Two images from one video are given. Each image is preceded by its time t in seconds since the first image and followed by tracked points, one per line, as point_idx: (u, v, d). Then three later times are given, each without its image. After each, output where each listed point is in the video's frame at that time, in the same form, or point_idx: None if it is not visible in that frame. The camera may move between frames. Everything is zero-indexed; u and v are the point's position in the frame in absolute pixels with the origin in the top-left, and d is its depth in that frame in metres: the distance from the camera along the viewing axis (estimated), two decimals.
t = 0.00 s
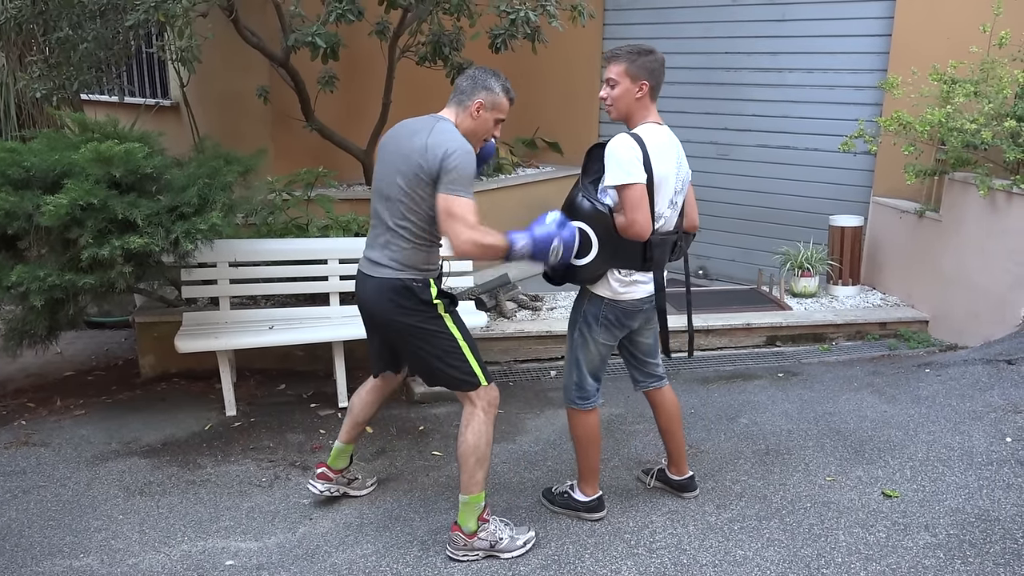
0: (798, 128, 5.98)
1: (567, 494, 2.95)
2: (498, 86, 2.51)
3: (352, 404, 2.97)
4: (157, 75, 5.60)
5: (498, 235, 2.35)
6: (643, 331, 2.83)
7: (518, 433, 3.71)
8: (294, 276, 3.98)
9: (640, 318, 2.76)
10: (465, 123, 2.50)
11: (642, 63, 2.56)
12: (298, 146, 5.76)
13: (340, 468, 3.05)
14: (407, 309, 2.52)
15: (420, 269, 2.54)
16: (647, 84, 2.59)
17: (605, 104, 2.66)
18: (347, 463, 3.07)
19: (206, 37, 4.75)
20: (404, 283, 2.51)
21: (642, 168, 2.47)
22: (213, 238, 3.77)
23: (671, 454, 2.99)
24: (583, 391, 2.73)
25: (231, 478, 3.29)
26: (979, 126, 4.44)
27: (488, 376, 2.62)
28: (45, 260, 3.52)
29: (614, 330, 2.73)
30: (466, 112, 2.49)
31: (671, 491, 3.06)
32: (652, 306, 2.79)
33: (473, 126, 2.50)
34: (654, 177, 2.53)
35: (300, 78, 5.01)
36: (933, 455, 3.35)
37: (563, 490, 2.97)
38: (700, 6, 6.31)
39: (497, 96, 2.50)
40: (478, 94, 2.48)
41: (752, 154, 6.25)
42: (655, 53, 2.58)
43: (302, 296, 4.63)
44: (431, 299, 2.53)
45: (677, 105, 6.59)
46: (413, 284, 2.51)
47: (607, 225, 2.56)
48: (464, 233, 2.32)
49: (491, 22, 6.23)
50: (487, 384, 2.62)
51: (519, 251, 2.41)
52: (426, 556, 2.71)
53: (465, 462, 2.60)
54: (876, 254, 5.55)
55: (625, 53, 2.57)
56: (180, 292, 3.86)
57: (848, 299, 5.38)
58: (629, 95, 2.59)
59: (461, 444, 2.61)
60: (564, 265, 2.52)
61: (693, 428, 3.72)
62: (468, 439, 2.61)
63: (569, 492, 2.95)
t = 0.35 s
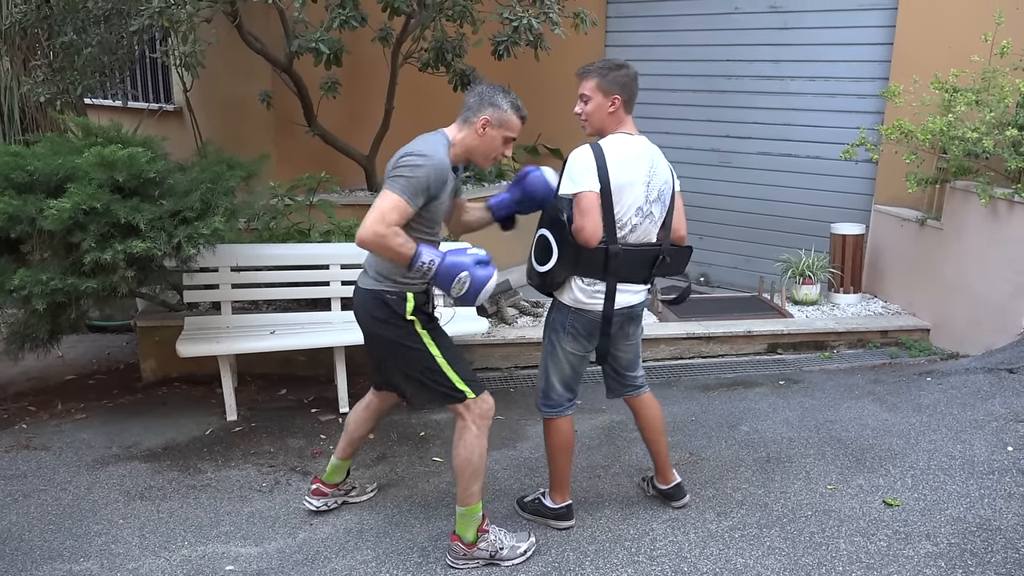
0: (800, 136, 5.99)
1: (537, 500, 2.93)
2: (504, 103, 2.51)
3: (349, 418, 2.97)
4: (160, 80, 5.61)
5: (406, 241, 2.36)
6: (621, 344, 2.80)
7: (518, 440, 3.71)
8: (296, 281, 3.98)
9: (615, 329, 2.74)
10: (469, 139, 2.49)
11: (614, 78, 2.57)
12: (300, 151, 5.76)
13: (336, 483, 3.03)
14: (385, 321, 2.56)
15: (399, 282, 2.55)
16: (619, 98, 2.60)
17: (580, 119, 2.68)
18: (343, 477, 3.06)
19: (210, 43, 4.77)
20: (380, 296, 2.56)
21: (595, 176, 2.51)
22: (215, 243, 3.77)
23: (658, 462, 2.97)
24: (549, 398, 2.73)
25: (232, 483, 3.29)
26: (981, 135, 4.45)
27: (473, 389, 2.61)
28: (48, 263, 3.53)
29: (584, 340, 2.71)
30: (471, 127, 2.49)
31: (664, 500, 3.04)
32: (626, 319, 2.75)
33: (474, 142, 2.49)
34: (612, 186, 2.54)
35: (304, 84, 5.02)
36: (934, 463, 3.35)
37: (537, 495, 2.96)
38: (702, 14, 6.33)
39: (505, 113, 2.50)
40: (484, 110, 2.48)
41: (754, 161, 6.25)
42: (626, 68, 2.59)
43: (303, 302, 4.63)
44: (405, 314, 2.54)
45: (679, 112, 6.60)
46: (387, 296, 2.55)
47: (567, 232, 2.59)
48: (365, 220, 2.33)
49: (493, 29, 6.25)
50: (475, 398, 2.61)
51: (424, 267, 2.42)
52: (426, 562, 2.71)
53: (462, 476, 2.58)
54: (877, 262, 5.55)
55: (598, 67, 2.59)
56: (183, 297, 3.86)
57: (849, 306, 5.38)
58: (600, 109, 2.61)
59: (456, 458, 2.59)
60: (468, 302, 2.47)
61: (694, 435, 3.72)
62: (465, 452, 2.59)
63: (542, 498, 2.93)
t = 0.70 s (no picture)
0: (804, 139, 5.99)
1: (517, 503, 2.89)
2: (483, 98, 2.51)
3: (295, 443, 2.68)
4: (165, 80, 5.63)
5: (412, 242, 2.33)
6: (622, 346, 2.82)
7: (520, 442, 3.71)
8: (299, 282, 3.98)
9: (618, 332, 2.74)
10: (449, 136, 2.48)
11: (605, 78, 2.56)
12: (305, 153, 5.76)
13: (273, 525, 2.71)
14: (376, 331, 2.47)
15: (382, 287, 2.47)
16: (611, 99, 2.59)
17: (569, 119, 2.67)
18: (279, 520, 2.74)
19: (215, 43, 4.78)
20: (365, 302, 2.46)
21: (603, 182, 2.49)
22: (219, 244, 3.77)
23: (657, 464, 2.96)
24: (538, 398, 2.73)
25: (234, 484, 3.29)
26: (985, 139, 4.45)
27: (462, 394, 2.54)
28: (52, 263, 3.53)
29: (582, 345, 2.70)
30: (452, 123, 2.47)
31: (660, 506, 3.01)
32: (628, 323, 2.76)
33: (456, 138, 2.48)
34: (617, 192, 2.54)
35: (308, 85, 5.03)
36: (938, 468, 3.34)
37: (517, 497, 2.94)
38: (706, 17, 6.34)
39: (484, 107, 2.49)
40: (463, 105, 2.47)
41: (758, 165, 6.25)
42: (617, 67, 2.59)
43: (305, 303, 4.63)
44: (392, 322, 2.46)
45: (682, 115, 6.60)
46: (373, 303, 2.46)
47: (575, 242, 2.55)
48: (372, 230, 2.29)
49: (498, 31, 6.26)
50: (464, 403, 2.55)
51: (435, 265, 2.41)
52: (428, 564, 2.71)
53: (459, 480, 2.56)
54: (880, 265, 5.55)
55: (588, 68, 2.57)
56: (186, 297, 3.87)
57: (852, 310, 5.38)
58: (592, 110, 2.61)
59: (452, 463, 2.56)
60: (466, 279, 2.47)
61: (697, 438, 3.72)
62: (461, 457, 2.55)
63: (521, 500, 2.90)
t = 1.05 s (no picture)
0: (807, 136, 5.98)
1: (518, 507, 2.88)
2: (484, 102, 2.52)
3: (326, 428, 2.71)
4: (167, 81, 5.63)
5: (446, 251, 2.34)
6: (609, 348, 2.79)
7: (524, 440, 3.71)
8: (302, 281, 3.99)
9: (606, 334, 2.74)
10: (451, 136, 2.48)
11: (584, 74, 2.54)
12: (307, 152, 5.77)
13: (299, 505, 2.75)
14: (392, 336, 2.43)
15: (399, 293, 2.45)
16: (591, 95, 2.56)
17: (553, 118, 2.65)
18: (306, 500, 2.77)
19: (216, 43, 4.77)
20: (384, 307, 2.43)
21: (580, 181, 2.47)
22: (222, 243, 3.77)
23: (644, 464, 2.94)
24: (538, 409, 2.70)
25: (238, 483, 3.30)
26: (989, 136, 4.44)
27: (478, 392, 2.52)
28: (56, 264, 3.54)
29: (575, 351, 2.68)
30: (454, 124, 2.47)
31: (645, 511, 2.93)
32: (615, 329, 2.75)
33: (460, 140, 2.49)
34: (596, 191, 2.51)
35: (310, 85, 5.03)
36: (942, 465, 3.33)
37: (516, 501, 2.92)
38: (708, 14, 6.33)
39: (485, 111, 2.51)
40: (465, 106, 2.48)
41: (760, 162, 6.25)
42: (597, 63, 2.57)
43: (309, 302, 4.64)
44: (413, 325, 2.43)
45: (685, 112, 6.59)
46: (393, 309, 2.42)
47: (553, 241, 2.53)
48: (423, 236, 2.28)
49: (500, 29, 6.25)
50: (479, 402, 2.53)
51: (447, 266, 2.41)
52: (432, 562, 2.72)
53: (470, 482, 2.54)
54: (884, 262, 5.53)
55: (568, 64, 2.56)
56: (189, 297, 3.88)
57: (856, 307, 5.37)
58: (572, 107, 2.58)
59: (463, 465, 2.55)
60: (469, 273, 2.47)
61: (700, 436, 3.72)
62: (469, 460, 2.54)
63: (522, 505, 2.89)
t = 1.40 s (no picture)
0: (812, 125, 5.95)
1: (557, 500, 2.82)
2: (499, 99, 2.48)
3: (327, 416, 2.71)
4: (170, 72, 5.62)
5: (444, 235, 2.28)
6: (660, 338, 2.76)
7: (529, 430, 3.72)
8: (305, 272, 3.99)
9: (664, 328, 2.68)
10: (464, 134, 2.45)
11: (616, 63, 2.46)
12: (310, 142, 5.77)
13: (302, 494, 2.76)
14: (402, 330, 2.40)
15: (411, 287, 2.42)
16: (626, 84, 2.48)
17: (587, 114, 2.54)
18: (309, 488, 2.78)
19: (219, 34, 4.76)
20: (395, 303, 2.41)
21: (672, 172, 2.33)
22: (226, 235, 3.78)
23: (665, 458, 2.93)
24: (578, 391, 2.62)
25: (244, 474, 3.31)
26: (995, 123, 4.41)
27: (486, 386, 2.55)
28: (60, 256, 3.54)
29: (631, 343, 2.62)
30: (467, 123, 2.44)
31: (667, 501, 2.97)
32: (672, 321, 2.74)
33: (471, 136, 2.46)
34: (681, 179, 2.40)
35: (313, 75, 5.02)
36: (947, 454, 3.33)
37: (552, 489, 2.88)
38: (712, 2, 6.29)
39: (499, 108, 2.45)
40: (479, 104, 2.43)
41: (764, 151, 6.23)
42: (627, 51, 2.49)
43: (313, 293, 4.64)
44: (424, 318, 2.42)
45: (689, 101, 6.57)
46: (403, 304, 2.40)
47: (651, 239, 2.41)
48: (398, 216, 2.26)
49: (503, 19, 6.22)
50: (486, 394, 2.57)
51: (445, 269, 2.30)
52: (437, 552, 2.73)
53: (477, 473, 2.55)
54: (889, 251, 5.52)
55: (596, 56, 2.48)
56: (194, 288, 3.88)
57: (860, 296, 5.36)
58: (609, 99, 2.48)
59: (469, 454, 2.56)
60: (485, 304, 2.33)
61: (705, 425, 3.72)
62: (476, 448, 2.56)
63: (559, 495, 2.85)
